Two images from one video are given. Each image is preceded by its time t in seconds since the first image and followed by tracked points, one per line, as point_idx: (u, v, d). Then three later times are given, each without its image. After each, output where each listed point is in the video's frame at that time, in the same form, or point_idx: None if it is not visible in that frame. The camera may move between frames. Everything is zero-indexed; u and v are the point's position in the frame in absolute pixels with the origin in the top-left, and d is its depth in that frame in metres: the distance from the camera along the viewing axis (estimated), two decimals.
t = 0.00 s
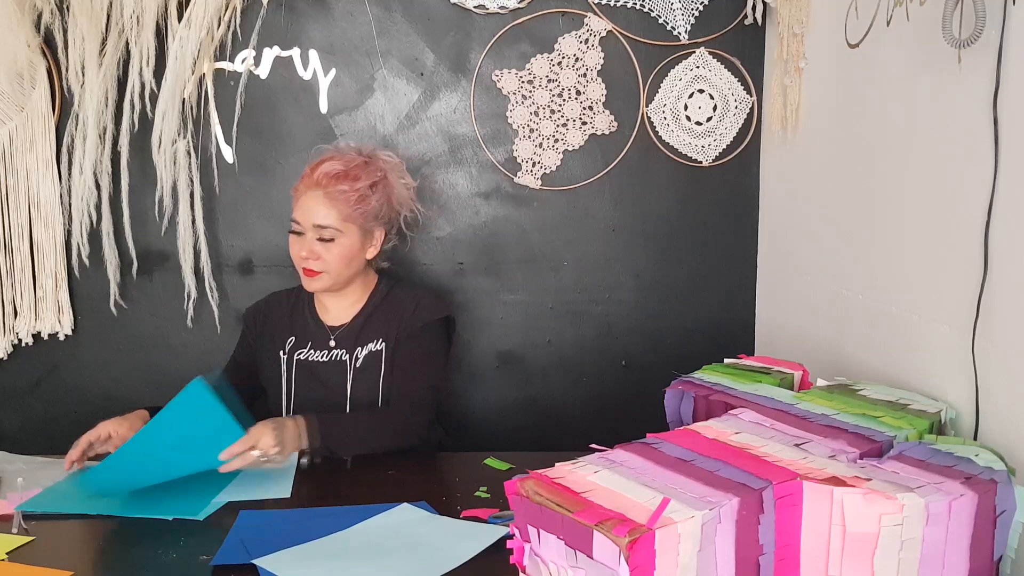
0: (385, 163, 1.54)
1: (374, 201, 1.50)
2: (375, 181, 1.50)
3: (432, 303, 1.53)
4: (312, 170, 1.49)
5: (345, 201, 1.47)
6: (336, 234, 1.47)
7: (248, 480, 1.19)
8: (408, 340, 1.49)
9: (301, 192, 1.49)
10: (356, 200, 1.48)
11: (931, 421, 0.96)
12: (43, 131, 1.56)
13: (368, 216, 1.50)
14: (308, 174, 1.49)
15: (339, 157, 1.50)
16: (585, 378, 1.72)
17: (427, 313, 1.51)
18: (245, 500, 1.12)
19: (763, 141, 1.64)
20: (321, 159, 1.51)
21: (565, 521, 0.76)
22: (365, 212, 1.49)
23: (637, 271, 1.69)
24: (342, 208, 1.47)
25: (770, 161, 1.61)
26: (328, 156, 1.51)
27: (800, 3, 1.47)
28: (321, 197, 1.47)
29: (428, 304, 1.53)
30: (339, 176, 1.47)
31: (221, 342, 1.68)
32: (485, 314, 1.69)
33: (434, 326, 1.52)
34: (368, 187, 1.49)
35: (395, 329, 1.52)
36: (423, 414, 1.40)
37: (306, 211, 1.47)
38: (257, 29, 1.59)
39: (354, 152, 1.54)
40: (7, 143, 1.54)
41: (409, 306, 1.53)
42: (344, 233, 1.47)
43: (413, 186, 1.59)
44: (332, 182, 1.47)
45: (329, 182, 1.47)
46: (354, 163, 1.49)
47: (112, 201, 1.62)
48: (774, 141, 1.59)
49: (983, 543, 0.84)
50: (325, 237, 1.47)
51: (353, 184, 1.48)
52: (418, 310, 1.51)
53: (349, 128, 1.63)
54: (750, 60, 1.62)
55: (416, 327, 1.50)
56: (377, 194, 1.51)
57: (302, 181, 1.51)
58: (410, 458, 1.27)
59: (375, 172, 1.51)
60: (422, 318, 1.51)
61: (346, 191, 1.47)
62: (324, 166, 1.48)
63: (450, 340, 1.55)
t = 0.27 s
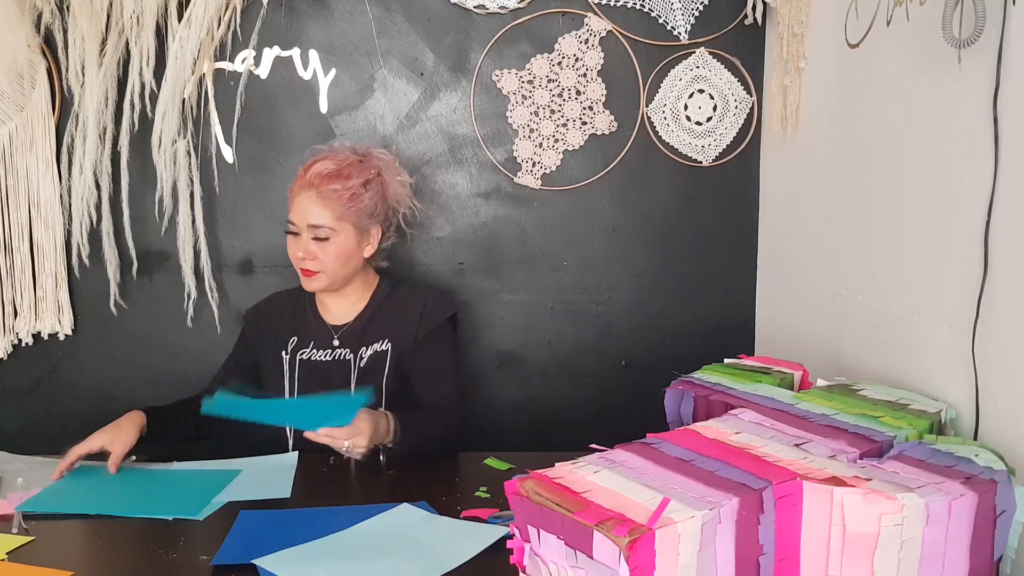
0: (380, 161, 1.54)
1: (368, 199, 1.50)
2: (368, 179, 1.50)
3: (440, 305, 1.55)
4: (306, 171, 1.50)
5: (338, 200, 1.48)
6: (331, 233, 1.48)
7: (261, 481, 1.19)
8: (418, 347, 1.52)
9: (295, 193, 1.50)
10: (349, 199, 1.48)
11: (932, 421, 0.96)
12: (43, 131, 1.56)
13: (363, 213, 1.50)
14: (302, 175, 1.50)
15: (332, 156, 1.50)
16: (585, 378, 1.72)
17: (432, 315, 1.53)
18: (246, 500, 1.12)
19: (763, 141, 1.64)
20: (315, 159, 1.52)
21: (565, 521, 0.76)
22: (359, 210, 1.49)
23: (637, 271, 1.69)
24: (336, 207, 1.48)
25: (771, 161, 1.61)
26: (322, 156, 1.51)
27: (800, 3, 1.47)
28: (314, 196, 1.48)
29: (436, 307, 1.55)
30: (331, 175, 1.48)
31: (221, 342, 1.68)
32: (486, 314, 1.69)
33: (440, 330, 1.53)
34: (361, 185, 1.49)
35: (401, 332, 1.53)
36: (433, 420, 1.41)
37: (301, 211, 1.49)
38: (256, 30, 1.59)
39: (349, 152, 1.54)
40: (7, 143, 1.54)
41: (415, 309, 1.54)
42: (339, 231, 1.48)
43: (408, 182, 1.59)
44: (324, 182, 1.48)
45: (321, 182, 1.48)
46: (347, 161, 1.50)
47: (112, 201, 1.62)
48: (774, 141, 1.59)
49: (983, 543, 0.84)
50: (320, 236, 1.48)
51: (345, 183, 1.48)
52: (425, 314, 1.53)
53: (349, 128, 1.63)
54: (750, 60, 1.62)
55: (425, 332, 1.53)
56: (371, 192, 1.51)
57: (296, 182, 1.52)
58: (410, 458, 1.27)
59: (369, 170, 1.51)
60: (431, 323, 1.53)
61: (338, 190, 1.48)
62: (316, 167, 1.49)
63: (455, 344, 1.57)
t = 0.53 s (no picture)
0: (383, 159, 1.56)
1: (371, 198, 1.53)
2: (371, 178, 1.53)
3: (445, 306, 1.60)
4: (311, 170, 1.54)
5: (341, 199, 1.51)
6: (332, 232, 1.52)
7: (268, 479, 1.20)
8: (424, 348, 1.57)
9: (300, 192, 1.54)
10: (352, 198, 1.51)
11: (932, 421, 0.96)
12: (43, 131, 1.56)
13: (365, 212, 1.53)
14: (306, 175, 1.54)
15: (336, 155, 1.54)
16: (585, 378, 1.72)
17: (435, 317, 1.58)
18: (244, 500, 1.12)
19: (763, 141, 1.64)
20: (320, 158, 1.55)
21: (565, 521, 0.76)
22: (362, 209, 1.52)
23: (636, 271, 1.69)
24: (338, 206, 1.51)
25: (771, 160, 1.61)
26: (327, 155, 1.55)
27: (800, 3, 1.47)
28: (317, 195, 1.52)
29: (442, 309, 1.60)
30: (334, 175, 1.51)
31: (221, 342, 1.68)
32: (485, 314, 1.69)
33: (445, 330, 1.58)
34: (363, 184, 1.52)
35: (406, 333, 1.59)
36: (442, 423, 1.45)
37: (305, 210, 1.53)
38: (256, 30, 1.59)
39: (354, 152, 1.56)
40: (7, 143, 1.54)
41: (420, 310, 1.59)
42: (340, 230, 1.52)
43: (413, 181, 1.61)
44: (326, 181, 1.51)
45: (324, 181, 1.51)
46: (350, 161, 1.53)
47: (112, 201, 1.61)
48: (774, 141, 1.59)
49: (983, 543, 0.84)
50: (324, 235, 1.52)
51: (348, 182, 1.51)
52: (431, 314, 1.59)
53: (349, 128, 1.63)
54: (750, 60, 1.62)
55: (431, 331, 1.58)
56: (373, 191, 1.53)
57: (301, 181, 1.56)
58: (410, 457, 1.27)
59: (372, 168, 1.54)
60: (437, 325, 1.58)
61: (341, 189, 1.51)
62: (319, 166, 1.53)
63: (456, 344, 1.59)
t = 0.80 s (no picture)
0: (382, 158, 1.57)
1: (367, 195, 1.52)
2: (367, 176, 1.52)
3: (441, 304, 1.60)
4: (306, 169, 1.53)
5: (336, 197, 1.50)
6: (329, 231, 1.50)
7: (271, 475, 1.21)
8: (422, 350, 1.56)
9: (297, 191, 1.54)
10: (347, 196, 1.50)
11: (932, 421, 0.96)
12: (43, 131, 1.56)
13: (363, 211, 1.52)
14: (303, 173, 1.54)
15: (332, 154, 1.53)
16: (585, 378, 1.72)
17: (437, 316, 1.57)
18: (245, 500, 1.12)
19: (763, 141, 1.64)
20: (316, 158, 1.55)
21: (565, 521, 0.76)
22: (358, 207, 1.51)
23: (636, 271, 1.69)
24: (333, 205, 1.50)
25: (771, 160, 1.61)
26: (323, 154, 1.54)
27: (800, 3, 1.47)
28: (312, 195, 1.51)
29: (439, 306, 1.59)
30: (328, 174, 1.50)
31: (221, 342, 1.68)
32: (485, 314, 1.69)
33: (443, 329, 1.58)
34: (358, 181, 1.51)
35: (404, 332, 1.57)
36: (432, 415, 1.50)
37: (301, 209, 1.52)
38: (256, 29, 1.59)
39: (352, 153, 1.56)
40: (7, 143, 1.54)
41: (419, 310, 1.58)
42: (337, 229, 1.51)
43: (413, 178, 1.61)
44: (322, 180, 1.51)
45: (319, 180, 1.51)
46: (345, 160, 1.52)
47: (112, 201, 1.61)
48: (774, 141, 1.59)
49: (983, 543, 0.84)
50: (320, 233, 1.51)
51: (342, 180, 1.50)
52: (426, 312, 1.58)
53: (349, 128, 1.63)
54: (750, 60, 1.62)
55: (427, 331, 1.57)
56: (369, 188, 1.52)
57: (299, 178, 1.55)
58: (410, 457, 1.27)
59: (368, 166, 1.54)
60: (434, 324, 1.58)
61: (336, 187, 1.50)
62: (315, 165, 1.52)
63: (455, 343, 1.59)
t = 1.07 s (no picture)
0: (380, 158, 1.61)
1: (367, 195, 1.56)
2: (366, 176, 1.57)
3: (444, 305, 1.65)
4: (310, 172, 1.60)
5: (336, 197, 1.56)
6: (330, 231, 1.56)
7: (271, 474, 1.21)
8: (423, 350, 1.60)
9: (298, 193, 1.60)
10: (347, 195, 1.56)
11: (932, 421, 0.96)
12: (43, 131, 1.56)
13: (363, 210, 1.56)
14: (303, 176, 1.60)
15: (332, 156, 1.59)
16: (585, 378, 1.72)
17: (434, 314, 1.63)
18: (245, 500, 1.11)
19: (763, 141, 1.64)
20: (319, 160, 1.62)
21: (565, 521, 0.76)
22: (359, 207, 1.55)
23: (637, 271, 1.69)
24: (334, 205, 1.56)
25: (771, 160, 1.61)
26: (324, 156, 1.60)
27: (800, 3, 1.47)
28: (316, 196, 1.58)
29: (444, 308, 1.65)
30: (329, 174, 1.57)
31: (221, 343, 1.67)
32: (486, 314, 1.69)
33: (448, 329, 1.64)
34: (359, 181, 1.56)
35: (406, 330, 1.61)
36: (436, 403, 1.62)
37: (304, 211, 1.59)
38: (256, 29, 1.59)
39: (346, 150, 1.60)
40: (7, 143, 1.55)
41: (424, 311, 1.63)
42: (338, 228, 1.55)
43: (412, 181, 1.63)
44: (322, 181, 1.57)
45: (321, 181, 1.57)
46: (345, 160, 1.58)
47: (112, 201, 1.62)
48: (774, 141, 1.59)
49: (983, 543, 0.84)
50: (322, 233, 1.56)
51: (342, 180, 1.56)
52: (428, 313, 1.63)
53: (349, 128, 1.63)
54: (750, 60, 1.62)
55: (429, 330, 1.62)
56: (370, 188, 1.57)
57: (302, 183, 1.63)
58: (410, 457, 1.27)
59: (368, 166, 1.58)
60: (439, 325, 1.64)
61: (337, 187, 1.56)
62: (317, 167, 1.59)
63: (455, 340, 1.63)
